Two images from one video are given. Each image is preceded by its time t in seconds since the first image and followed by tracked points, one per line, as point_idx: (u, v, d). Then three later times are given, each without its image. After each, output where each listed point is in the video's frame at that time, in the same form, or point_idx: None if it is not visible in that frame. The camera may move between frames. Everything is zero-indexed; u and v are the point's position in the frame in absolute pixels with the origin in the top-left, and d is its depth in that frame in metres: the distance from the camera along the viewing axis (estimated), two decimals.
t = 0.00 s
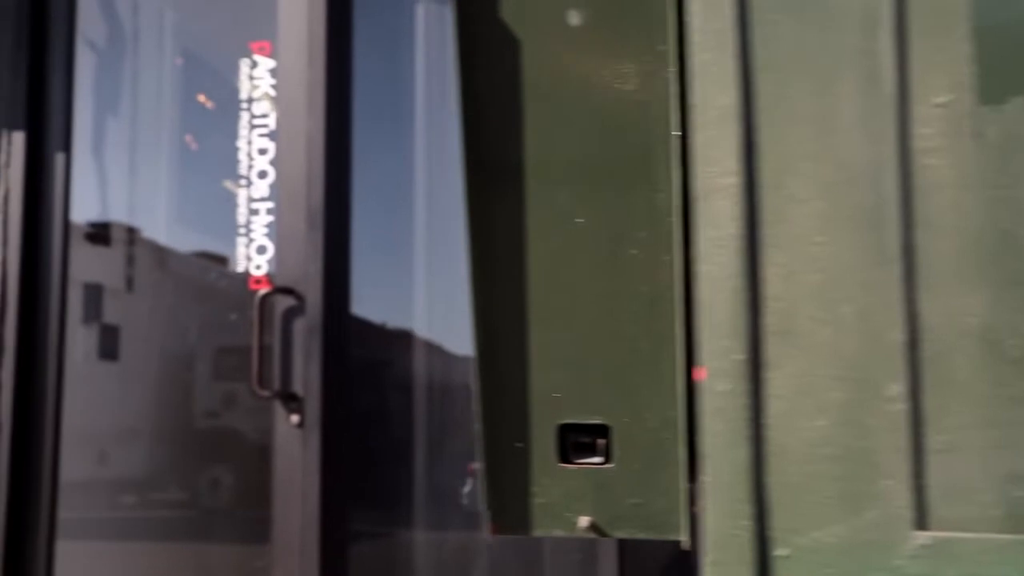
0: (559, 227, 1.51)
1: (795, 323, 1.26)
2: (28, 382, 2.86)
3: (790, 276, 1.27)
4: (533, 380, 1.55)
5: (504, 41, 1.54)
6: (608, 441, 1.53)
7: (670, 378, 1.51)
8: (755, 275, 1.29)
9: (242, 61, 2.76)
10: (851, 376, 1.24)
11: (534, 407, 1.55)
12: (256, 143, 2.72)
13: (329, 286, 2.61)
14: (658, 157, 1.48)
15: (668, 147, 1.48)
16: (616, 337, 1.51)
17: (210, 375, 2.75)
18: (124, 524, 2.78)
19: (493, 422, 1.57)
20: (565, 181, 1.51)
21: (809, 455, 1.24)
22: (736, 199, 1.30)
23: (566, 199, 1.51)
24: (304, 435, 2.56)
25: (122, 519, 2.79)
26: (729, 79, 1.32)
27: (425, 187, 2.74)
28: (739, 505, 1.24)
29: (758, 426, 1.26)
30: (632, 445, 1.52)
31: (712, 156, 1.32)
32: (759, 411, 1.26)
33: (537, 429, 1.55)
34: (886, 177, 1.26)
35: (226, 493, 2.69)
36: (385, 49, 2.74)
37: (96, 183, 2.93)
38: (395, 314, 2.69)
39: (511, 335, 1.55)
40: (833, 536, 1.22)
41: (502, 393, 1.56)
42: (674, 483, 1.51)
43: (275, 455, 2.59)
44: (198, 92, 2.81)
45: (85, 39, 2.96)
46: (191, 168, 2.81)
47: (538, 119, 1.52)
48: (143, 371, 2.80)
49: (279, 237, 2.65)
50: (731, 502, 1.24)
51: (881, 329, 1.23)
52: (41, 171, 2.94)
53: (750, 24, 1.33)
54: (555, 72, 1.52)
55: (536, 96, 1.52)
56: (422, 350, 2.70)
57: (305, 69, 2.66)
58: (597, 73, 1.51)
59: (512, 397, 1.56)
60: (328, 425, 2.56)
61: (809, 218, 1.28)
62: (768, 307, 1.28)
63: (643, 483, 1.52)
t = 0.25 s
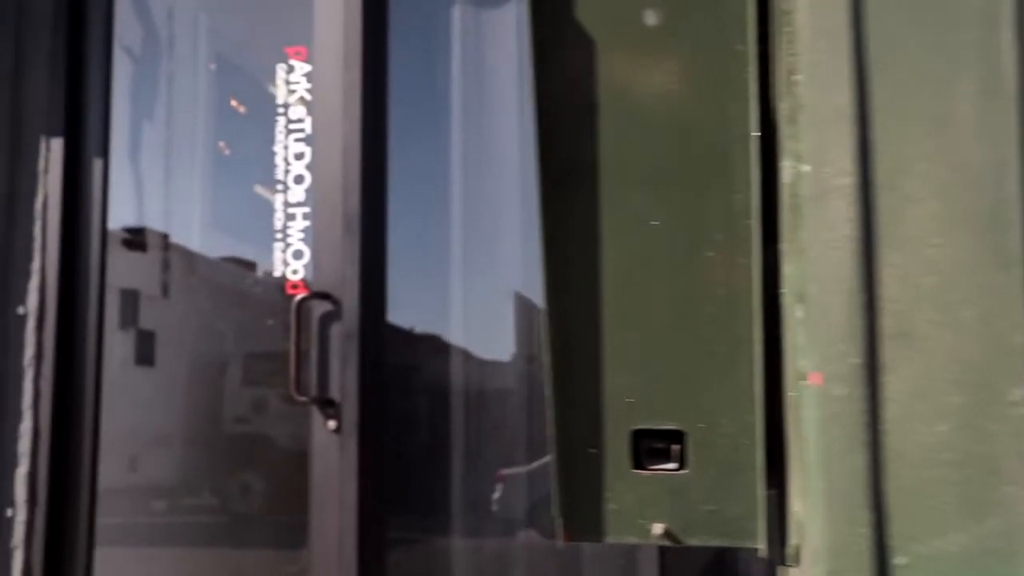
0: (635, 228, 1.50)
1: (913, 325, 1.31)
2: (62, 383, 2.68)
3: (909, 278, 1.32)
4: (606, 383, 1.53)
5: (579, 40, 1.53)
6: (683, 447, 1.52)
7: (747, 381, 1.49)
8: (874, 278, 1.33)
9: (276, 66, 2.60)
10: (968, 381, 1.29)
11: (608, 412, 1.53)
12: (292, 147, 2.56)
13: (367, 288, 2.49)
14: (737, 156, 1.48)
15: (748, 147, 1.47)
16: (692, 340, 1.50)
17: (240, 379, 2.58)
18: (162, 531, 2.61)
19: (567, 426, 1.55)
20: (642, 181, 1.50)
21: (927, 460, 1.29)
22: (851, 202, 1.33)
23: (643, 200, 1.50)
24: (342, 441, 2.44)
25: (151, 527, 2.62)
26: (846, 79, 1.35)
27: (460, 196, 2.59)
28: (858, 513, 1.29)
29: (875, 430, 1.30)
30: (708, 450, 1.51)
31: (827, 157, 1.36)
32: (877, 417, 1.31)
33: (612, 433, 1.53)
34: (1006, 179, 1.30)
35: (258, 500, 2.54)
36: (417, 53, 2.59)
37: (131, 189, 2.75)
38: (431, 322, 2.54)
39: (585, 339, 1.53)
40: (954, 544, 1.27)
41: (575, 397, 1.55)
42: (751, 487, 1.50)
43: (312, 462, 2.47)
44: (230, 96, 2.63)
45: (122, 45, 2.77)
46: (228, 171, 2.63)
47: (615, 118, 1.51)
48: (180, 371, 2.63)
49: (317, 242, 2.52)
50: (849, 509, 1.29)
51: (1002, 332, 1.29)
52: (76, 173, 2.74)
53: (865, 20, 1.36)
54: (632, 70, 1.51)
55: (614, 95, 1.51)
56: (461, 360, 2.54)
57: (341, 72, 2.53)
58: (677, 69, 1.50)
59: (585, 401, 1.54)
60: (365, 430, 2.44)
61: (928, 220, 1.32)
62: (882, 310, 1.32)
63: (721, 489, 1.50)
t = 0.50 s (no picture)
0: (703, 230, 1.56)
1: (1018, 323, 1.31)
2: (98, 396, 3.01)
3: (1013, 271, 1.32)
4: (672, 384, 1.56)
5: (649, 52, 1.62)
6: (747, 449, 1.54)
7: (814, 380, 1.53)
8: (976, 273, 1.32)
9: (309, 68, 2.93)
10: None
11: (672, 415, 1.56)
12: (323, 150, 2.88)
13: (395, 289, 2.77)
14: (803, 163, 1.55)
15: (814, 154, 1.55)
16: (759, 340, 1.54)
17: (264, 384, 2.92)
18: (194, 529, 2.94)
19: (631, 431, 1.57)
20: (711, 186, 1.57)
21: None
22: (952, 197, 1.33)
23: (710, 203, 1.57)
24: (372, 442, 2.73)
25: (181, 526, 2.95)
26: (947, 69, 1.35)
27: (493, 183, 2.81)
28: (963, 516, 1.30)
29: (980, 432, 1.31)
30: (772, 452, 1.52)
31: (927, 150, 1.35)
32: (980, 418, 1.31)
33: (675, 436, 1.55)
34: None
35: (280, 501, 2.87)
36: (452, 49, 2.86)
37: (165, 188, 3.08)
38: (463, 325, 2.78)
39: (650, 339, 1.57)
40: None
41: (640, 399, 1.57)
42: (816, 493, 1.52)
43: (344, 460, 2.77)
44: (258, 99, 2.99)
45: (153, 48, 3.11)
46: (253, 172, 2.98)
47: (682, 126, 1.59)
48: (210, 380, 2.96)
49: (344, 245, 2.82)
50: (952, 514, 1.30)
51: None
52: (110, 176, 3.08)
53: (966, 4, 1.35)
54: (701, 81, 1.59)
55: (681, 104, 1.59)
56: (490, 367, 2.76)
57: (371, 73, 2.84)
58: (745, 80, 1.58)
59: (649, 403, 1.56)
60: (395, 429, 2.72)
61: None
62: (987, 306, 1.32)
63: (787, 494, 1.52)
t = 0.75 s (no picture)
0: (755, 228, 1.58)
1: None
2: (122, 395, 3.01)
3: None
4: (722, 381, 1.58)
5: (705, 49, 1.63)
6: (797, 450, 1.57)
7: (867, 377, 1.54)
8: None
9: (332, 67, 2.93)
10: None
11: (722, 413, 1.58)
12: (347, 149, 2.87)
13: (420, 291, 2.76)
14: (859, 161, 1.56)
15: (870, 153, 1.56)
16: (811, 339, 1.56)
17: (284, 383, 2.92)
18: (215, 529, 2.93)
19: (681, 431, 1.60)
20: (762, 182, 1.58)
21: None
22: None
23: (763, 201, 1.58)
24: (396, 443, 2.73)
25: (201, 527, 2.94)
26: None
27: (517, 181, 2.80)
28: None
29: None
30: (823, 454, 1.56)
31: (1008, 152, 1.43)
32: None
33: (725, 438, 1.58)
34: None
35: (299, 502, 2.86)
36: (476, 47, 2.85)
37: (187, 188, 3.07)
38: (488, 329, 2.77)
39: (701, 336, 1.59)
40: None
41: (690, 398, 1.60)
42: (869, 495, 1.55)
43: (368, 461, 2.77)
44: (280, 99, 2.98)
45: (176, 48, 3.11)
46: (275, 173, 2.97)
47: (737, 123, 1.60)
48: (230, 381, 2.96)
49: (369, 245, 2.82)
50: None
51: None
52: (135, 174, 3.07)
53: None
54: (757, 78, 1.60)
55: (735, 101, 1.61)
56: (514, 365, 2.74)
57: (394, 71, 2.84)
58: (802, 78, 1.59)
59: (699, 401, 1.59)
60: (419, 430, 2.72)
61: None
62: None
63: (839, 495, 1.55)
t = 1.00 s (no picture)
0: (795, 227, 1.57)
1: None
2: (142, 395, 3.00)
3: None
4: (760, 381, 1.58)
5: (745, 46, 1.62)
6: (837, 450, 1.56)
7: (908, 377, 1.54)
8: None
9: (352, 67, 2.92)
10: None
11: (761, 413, 1.58)
12: (366, 149, 2.86)
13: (439, 291, 2.75)
14: (900, 160, 1.56)
15: (911, 151, 1.56)
16: (852, 338, 1.55)
17: (299, 383, 2.92)
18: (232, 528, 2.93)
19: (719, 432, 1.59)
20: (803, 180, 1.58)
21: None
22: None
23: (802, 200, 1.57)
24: (417, 442, 2.70)
25: (217, 527, 2.95)
26: None
27: (536, 180, 2.78)
28: None
29: None
30: (865, 454, 1.54)
31: None
32: None
33: (764, 438, 1.57)
34: None
35: (314, 502, 2.86)
36: (495, 46, 2.84)
37: (206, 187, 3.08)
38: (507, 330, 2.75)
39: (738, 335, 1.59)
40: None
41: (728, 398, 1.59)
42: (912, 495, 1.53)
43: (386, 461, 2.74)
44: (298, 99, 2.99)
45: (196, 48, 3.11)
46: (293, 172, 2.97)
47: (777, 121, 1.59)
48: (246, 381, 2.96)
49: (389, 245, 2.80)
50: None
51: None
52: (155, 173, 3.08)
53: None
54: (798, 77, 1.59)
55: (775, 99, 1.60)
56: (533, 366, 2.73)
57: (414, 68, 2.82)
58: (843, 76, 1.59)
59: (737, 401, 1.59)
60: (439, 430, 2.70)
61: None
62: None
63: (880, 494, 1.53)
